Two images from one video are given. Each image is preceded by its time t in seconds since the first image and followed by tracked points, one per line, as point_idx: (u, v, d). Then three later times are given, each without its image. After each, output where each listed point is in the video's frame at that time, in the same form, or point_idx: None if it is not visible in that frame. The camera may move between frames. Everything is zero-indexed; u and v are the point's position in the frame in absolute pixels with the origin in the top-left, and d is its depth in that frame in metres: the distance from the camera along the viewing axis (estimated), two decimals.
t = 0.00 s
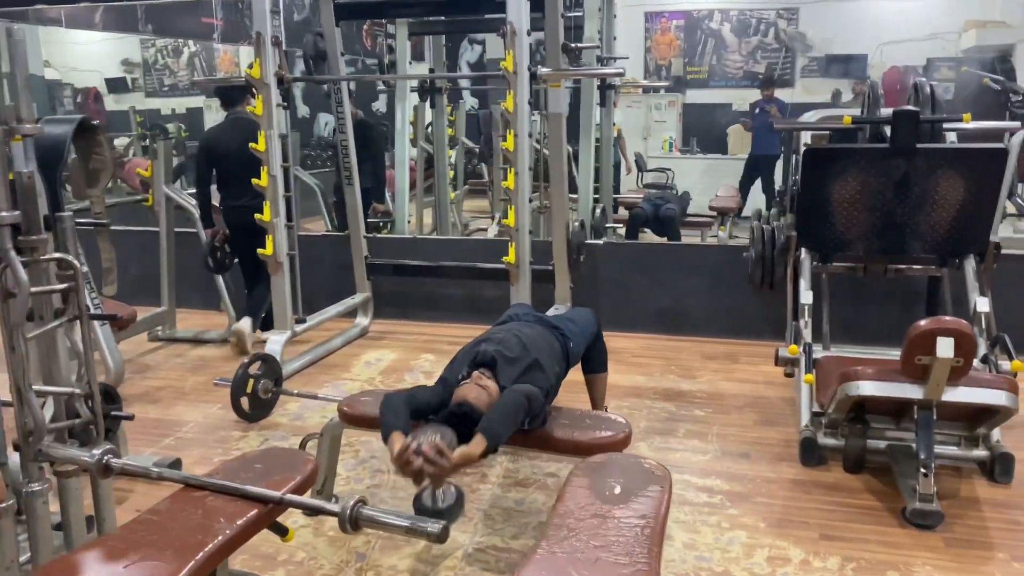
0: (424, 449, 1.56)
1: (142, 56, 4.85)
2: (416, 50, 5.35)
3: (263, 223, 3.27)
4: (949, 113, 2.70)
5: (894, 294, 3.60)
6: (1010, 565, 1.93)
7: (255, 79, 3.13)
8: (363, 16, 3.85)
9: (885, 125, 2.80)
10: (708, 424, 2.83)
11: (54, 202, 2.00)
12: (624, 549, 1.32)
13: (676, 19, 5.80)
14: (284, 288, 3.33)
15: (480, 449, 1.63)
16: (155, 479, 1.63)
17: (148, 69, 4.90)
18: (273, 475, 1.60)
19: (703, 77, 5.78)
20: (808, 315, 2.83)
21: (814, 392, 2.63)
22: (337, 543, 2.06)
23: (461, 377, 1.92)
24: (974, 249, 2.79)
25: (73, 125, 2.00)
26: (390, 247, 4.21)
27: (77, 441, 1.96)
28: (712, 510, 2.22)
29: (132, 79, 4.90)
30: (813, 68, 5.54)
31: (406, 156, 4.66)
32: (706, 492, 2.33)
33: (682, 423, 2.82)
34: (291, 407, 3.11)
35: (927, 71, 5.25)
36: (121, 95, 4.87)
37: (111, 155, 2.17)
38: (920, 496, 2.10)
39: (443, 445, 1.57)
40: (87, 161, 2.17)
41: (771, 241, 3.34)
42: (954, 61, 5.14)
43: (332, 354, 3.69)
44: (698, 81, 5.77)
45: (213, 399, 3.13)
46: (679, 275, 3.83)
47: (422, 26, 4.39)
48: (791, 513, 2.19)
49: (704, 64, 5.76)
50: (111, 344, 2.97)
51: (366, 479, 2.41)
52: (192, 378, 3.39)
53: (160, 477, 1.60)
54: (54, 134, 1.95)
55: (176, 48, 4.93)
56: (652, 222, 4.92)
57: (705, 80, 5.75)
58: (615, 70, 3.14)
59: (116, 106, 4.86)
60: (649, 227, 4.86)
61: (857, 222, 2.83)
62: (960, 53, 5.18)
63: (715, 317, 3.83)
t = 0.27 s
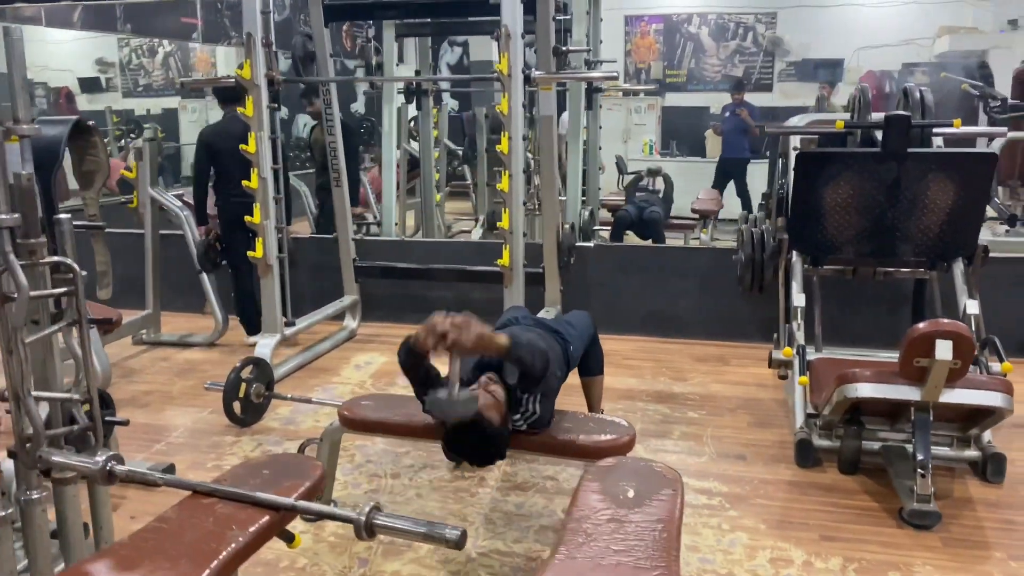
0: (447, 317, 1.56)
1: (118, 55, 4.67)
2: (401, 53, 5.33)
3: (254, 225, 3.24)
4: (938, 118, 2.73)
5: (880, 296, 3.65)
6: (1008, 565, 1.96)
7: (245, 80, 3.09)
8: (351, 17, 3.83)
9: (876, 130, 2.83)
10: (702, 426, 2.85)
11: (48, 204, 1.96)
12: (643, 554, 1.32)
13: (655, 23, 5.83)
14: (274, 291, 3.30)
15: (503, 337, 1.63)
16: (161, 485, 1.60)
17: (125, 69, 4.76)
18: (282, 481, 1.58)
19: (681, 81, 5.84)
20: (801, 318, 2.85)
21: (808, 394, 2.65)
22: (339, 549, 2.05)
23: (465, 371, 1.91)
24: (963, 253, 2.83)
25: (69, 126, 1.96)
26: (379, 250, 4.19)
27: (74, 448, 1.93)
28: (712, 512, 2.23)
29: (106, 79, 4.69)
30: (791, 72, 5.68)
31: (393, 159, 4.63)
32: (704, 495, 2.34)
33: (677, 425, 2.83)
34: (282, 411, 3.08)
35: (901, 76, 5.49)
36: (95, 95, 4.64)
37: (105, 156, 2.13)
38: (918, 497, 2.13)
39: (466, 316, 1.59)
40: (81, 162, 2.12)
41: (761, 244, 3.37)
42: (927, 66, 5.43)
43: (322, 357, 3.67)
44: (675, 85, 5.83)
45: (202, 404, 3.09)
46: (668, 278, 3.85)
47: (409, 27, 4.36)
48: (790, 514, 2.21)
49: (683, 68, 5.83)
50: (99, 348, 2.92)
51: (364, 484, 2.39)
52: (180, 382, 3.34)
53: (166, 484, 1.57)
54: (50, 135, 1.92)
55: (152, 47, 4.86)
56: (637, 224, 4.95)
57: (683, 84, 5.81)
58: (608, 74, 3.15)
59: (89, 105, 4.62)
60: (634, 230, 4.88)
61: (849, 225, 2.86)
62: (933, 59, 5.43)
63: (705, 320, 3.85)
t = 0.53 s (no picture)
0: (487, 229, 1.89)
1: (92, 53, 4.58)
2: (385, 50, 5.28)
3: (247, 225, 3.21)
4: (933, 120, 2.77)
5: (868, 295, 3.70)
6: (1010, 559, 1.99)
7: (239, 78, 3.07)
8: (341, 15, 3.80)
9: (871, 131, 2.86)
10: (700, 425, 2.86)
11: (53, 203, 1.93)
12: (670, 552, 1.33)
13: (636, 23, 5.83)
14: (268, 291, 3.27)
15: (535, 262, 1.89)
16: (175, 490, 1.58)
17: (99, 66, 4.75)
18: (300, 483, 1.57)
19: (662, 81, 5.77)
20: (797, 317, 2.88)
21: (805, 392, 2.68)
22: (347, 551, 2.04)
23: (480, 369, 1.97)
24: (955, 252, 2.87)
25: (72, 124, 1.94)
26: (369, 249, 4.17)
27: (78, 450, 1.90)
28: (716, 510, 2.25)
29: (80, 75, 4.62)
30: (770, 74, 5.68)
31: (382, 158, 4.61)
32: (708, 493, 2.35)
33: (675, 423, 2.85)
34: (278, 412, 3.05)
35: (877, 77, 5.56)
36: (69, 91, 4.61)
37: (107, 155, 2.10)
38: (919, 493, 2.16)
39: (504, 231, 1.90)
40: (82, 161, 2.10)
41: (753, 244, 3.40)
42: (903, 68, 5.49)
43: (314, 358, 3.64)
44: (658, 85, 5.74)
45: (196, 405, 3.06)
46: (660, 277, 3.86)
47: (399, 26, 4.35)
48: (794, 511, 2.23)
49: (663, 67, 5.78)
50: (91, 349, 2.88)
51: (367, 486, 2.38)
52: (171, 384, 3.30)
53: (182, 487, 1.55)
54: (52, 133, 1.90)
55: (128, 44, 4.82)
56: (624, 224, 4.96)
57: (664, 85, 5.73)
58: (604, 74, 3.15)
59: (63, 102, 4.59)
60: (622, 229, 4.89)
61: (843, 225, 2.90)
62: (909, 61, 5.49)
63: (695, 319, 3.87)
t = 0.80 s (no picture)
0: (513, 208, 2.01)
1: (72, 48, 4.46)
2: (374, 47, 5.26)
3: (245, 222, 3.19)
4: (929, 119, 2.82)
5: (860, 293, 3.74)
6: (1013, 551, 2.03)
7: (238, 74, 3.05)
8: (335, 12, 3.78)
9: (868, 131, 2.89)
10: (701, 421, 2.88)
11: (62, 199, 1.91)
12: (698, 546, 1.34)
13: (621, 21, 5.82)
14: (266, 289, 3.25)
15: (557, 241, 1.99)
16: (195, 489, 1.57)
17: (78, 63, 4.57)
18: (322, 482, 1.56)
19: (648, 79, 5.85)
20: (797, 314, 2.90)
21: (806, 388, 2.71)
22: (359, 549, 2.03)
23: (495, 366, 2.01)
24: (950, 250, 2.92)
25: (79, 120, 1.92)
26: (364, 248, 4.16)
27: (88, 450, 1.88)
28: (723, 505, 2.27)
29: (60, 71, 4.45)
30: (755, 73, 5.73)
31: (375, 156, 4.59)
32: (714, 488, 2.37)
33: (677, 420, 2.86)
34: (277, 411, 3.03)
35: (860, 77, 5.61)
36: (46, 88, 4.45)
37: (114, 152, 2.08)
38: (923, 487, 2.19)
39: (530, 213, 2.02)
40: (88, 158, 2.07)
41: (749, 241, 3.42)
42: (885, 68, 5.55)
43: (310, 356, 3.62)
44: (642, 83, 5.83)
45: (194, 404, 3.03)
46: (655, 275, 3.88)
47: (393, 23, 4.36)
48: (800, 506, 2.26)
49: (648, 65, 5.83)
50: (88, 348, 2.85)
51: (373, 484, 2.38)
52: (167, 383, 3.27)
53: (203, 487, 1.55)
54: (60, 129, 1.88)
55: (107, 40, 4.67)
56: (615, 223, 4.98)
57: (649, 82, 5.83)
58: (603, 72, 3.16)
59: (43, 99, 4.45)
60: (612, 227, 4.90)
61: (841, 223, 2.93)
62: (889, 61, 5.53)
63: (690, 317, 3.89)
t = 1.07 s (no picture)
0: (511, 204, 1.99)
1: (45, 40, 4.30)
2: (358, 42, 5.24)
3: (235, 218, 3.16)
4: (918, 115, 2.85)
5: (846, 287, 3.78)
6: (1005, 539, 2.07)
7: (228, 68, 3.02)
8: (321, 5, 3.74)
9: (857, 126, 2.92)
10: (694, 414, 2.91)
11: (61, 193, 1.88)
12: (709, 536, 1.36)
13: (602, 18, 5.86)
14: (256, 285, 3.23)
15: (557, 238, 2.00)
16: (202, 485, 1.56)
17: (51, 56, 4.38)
18: (330, 476, 1.56)
19: (627, 75, 5.82)
20: (788, 307, 2.93)
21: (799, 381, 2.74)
22: (360, 544, 2.03)
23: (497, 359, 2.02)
24: (937, 244, 2.96)
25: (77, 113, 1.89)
26: (352, 243, 4.14)
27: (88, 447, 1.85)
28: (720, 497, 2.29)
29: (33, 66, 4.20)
30: (734, 69, 5.78)
31: (361, 151, 4.56)
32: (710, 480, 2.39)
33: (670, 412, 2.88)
34: (270, 407, 3.01)
35: (837, 74, 5.65)
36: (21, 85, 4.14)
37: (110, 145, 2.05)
38: (916, 477, 2.23)
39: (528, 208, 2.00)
40: (83, 151, 2.04)
41: (738, 237, 3.43)
42: (862, 65, 5.60)
43: (299, 352, 3.60)
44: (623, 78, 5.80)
45: (185, 401, 3.01)
46: (643, 270, 3.90)
47: (379, 17, 4.33)
48: (796, 497, 2.28)
49: (628, 61, 5.82)
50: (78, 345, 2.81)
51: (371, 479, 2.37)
52: (157, 379, 3.24)
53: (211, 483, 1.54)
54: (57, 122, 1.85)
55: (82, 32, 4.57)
56: (601, 218, 4.98)
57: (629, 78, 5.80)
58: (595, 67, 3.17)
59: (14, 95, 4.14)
60: (597, 223, 4.92)
61: (831, 217, 2.96)
62: (867, 58, 5.60)
63: (678, 311, 3.92)
